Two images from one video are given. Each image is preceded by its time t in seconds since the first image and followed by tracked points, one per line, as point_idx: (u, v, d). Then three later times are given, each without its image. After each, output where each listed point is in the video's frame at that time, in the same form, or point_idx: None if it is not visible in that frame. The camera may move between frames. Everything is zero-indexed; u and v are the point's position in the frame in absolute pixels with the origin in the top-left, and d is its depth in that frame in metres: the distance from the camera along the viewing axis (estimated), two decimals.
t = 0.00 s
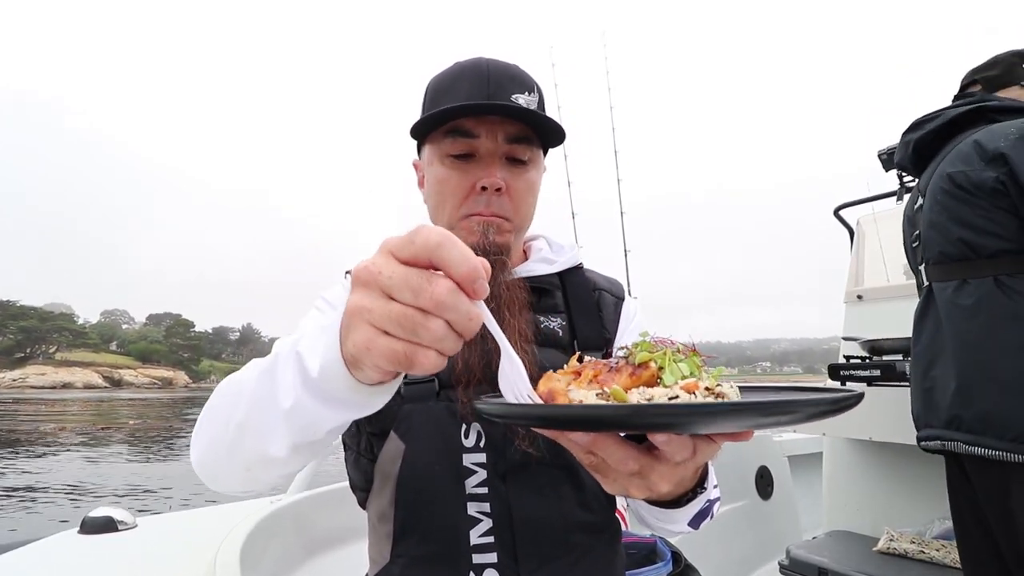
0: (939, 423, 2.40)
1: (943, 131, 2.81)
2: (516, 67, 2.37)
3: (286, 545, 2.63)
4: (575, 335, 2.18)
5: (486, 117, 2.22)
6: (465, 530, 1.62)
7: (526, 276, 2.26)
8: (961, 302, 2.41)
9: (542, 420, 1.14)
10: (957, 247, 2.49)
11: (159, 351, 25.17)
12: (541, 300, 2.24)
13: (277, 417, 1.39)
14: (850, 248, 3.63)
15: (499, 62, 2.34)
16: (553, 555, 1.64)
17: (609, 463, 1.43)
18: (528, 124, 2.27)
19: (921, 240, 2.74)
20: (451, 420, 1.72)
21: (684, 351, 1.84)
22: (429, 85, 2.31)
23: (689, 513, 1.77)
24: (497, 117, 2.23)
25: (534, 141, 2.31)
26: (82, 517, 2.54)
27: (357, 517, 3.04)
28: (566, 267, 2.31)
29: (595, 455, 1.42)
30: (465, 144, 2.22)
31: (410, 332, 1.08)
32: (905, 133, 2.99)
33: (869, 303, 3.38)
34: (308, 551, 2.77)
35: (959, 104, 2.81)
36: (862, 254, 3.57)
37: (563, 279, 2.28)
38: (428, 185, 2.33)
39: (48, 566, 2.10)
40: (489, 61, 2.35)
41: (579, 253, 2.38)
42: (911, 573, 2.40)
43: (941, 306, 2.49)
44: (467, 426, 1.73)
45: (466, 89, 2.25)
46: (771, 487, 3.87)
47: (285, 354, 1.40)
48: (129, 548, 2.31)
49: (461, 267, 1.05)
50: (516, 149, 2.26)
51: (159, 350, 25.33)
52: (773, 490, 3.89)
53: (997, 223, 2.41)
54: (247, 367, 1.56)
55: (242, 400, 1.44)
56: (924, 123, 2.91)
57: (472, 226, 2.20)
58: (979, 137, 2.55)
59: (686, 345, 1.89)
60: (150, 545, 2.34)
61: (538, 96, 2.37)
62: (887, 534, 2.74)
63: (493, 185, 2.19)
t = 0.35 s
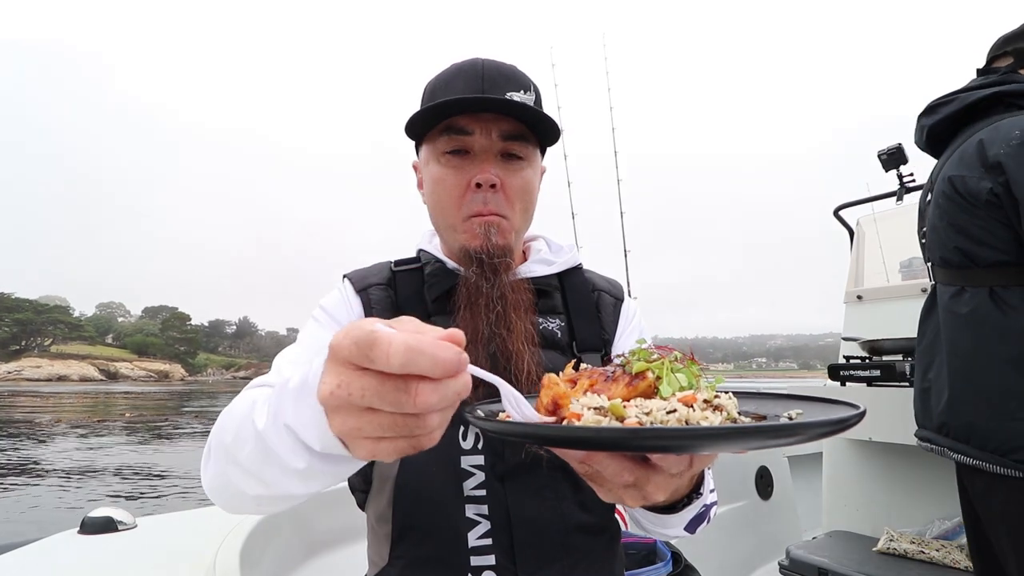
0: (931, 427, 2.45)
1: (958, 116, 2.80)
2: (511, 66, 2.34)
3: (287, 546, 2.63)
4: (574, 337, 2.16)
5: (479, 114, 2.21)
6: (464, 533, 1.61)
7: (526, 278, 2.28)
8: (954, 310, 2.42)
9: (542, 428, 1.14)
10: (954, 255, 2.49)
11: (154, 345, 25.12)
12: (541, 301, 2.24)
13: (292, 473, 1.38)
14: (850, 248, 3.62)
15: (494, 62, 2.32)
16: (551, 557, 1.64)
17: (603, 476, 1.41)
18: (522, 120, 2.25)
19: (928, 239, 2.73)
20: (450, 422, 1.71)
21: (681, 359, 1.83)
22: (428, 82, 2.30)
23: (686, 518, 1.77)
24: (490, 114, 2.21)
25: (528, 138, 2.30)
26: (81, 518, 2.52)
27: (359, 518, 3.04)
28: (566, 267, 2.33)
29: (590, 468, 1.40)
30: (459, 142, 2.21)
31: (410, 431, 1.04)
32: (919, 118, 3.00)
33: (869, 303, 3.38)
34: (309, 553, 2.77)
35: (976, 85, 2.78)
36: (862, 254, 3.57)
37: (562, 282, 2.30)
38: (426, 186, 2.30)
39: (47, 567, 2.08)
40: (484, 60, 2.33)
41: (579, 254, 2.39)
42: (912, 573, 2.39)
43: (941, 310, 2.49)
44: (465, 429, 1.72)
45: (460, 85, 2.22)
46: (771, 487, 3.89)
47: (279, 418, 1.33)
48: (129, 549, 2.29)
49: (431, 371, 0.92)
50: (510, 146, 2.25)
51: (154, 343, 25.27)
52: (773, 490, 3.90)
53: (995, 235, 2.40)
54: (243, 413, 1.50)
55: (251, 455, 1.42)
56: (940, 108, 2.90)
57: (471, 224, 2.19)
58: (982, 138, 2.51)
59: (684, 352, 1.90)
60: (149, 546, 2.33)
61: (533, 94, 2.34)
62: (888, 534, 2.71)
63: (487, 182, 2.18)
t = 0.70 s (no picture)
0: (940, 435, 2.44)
1: (945, 112, 2.80)
2: (509, 65, 2.32)
3: (290, 547, 2.63)
4: (572, 335, 2.15)
5: (475, 113, 2.18)
6: (463, 531, 1.61)
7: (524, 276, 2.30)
8: (954, 316, 2.42)
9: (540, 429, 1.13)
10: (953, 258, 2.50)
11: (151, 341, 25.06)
12: (539, 300, 2.24)
13: (275, 462, 1.44)
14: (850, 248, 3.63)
15: (491, 62, 2.31)
16: (550, 556, 1.63)
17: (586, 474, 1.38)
18: (518, 118, 2.21)
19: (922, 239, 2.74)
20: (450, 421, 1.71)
21: (666, 357, 1.84)
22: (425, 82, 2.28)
23: (672, 517, 1.70)
24: (485, 112, 2.19)
25: (527, 136, 2.26)
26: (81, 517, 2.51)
27: (361, 518, 3.04)
28: (567, 266, 2.31)
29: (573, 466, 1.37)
30: (454, 140, 2.19)
31: (362, 409, 1.11)
32: (906, 114, 3.00)
33: (869, 303, 3.38)
34: (312, 553, 2.77)
35: (965, 78, 2.75)
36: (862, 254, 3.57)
37: (561, 281, 2.30)
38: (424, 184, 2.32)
39: (47, 568, 2.06)
40: (482, 60, 2.33)
41: (579, 253, 2.38)
42: (912, 573, 2.39)
43: (942, 314, 2.49)
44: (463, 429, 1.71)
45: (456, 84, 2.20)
46: (771, 487, 3.90)
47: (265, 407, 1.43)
48: (130, 549, 2.28)
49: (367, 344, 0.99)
50: (506, 144, 2.22)
51: (150, 340, 25.22)
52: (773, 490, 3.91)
53: (992, 234, 2.40)
54: (232, 412, 1.58)
55: (238, 449, 1.48)
56: (927, 104, 2.89)
57: (465, 221, 2.19)
58: (973, 137, 2.51)
59: (669, 351, 1.91)
60: (150, 546, 2.32)
61: (532, 92, 2.31)
62: (888, 534, 2.72)
63: (481, 179, 2.17)
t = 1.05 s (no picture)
0: (944, 436, 2.43)
1: (916, 128, 2.81)
2: (513, 66, 2.30)
3: (292, 546, 2.62)
4: (571, 334, 2.14)
5: (479, 113, 2.17)
6: (461, 530, 1.60)
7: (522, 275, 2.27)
8: (947, 316, 2.43)
9: (539, 431, 1.12)
10: (942, 263, 2.50)
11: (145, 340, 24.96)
12: (538, 298, 2.23)
13: (270, 456, 1.47)
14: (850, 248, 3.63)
15: (495, 62, 2.29)
16: (550, 555, 1.63)
17: (571, 465, 1.37)
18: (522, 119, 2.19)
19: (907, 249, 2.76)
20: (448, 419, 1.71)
21: (654, 349, 1.83)
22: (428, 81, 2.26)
23: (663, 512, 1.67)
24: (489, 113, 2.17)
25: (530, 136, 2.25)
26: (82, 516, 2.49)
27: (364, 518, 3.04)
28: (566, 265, 2.30)
29: (558, 457, 1.37)
30: (458, 140, 2.18)
31: (354, 405, 1.11)
32: (878, 130, 3.02)
33: (869, 302, 3.39)
34: (314, 553, 2.76)
35: (931, 94, 2.78)
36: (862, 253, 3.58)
37: (560, 279, 2.29)
38: (427, 184, 2.31)
39: (47, 568, 2.04)
40: (487, 61, 2.31)
41: (579, 252, 2.35)
42: (911, 573, 2.40)
43: (934, 318, 2.48)
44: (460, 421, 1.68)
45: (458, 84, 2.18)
46: (772, 485, 3.91)
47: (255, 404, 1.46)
48: (132, 548, 2.26)
49: (352, 343, 0.99)
50: (510, 145, 2.21)
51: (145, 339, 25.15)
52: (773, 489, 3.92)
53: (976, 237, 2.42)
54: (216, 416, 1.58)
55: (228, 450, 1.49)
56: (896, 121, 2.92)
57: (468, 221, 2.18)
58: (951, 145, 2.56)
59: (657, 342, 1.90)
60: (151, 545, 2.30)
61: (535, 94, 2.30)
62: (888, 534, 2.73)
63: (484, 180, 2.16)
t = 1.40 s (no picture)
0: (937, 433, 2.44)
1: (914, 138, 2.81)
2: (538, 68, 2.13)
3: (293, 546, 2.62)
4: (580, 338, 2.09)
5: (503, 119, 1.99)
6: (464, 532, 1.60)
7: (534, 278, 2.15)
8: (939, 317, 2.45)
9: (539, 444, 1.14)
10: (934, 266, 2.51)
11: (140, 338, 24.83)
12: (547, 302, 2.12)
13: (282, 448, 1.39)
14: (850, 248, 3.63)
15: (520, 63, 2.13)
16: (552, 557, 1.62)
17: (563, 475, 1.37)
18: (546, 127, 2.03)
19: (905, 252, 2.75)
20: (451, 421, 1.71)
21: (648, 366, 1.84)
22: (450, 80, 2.09)
23: (661, 521, 1.64)
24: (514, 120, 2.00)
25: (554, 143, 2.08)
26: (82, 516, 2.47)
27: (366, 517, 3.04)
28: (575, 268, 2.20)
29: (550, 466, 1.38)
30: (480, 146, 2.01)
31: (395, 370, 1.15)
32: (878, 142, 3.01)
33: (870, 303, 3.40)
34: (315, 552, 2.76)
35: (926, 107, 2.78)
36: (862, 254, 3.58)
37: (569, 283, 2.18)
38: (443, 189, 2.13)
39: (49, 569, 2.03)
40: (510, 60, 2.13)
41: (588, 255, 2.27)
42: (912, 573, 2.41)
43: (929, 319, 2.50)
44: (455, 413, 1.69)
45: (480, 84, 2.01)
46: (772, 486, 3.91)
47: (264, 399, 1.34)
48: (133, 548, 2.25)
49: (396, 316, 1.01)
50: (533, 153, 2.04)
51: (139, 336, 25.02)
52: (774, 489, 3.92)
53: (965, 240, 2.43)
54: (223, 405, 1.48)
55: (238, 441, 1.41)
56: (894, 131, 2.92)
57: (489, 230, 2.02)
58: (942, 155, 2.56)
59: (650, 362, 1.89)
60: (152, 545, 2.29)
61: (559, 99, 2.13)
62: (888, 533, 2.73)
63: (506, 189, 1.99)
